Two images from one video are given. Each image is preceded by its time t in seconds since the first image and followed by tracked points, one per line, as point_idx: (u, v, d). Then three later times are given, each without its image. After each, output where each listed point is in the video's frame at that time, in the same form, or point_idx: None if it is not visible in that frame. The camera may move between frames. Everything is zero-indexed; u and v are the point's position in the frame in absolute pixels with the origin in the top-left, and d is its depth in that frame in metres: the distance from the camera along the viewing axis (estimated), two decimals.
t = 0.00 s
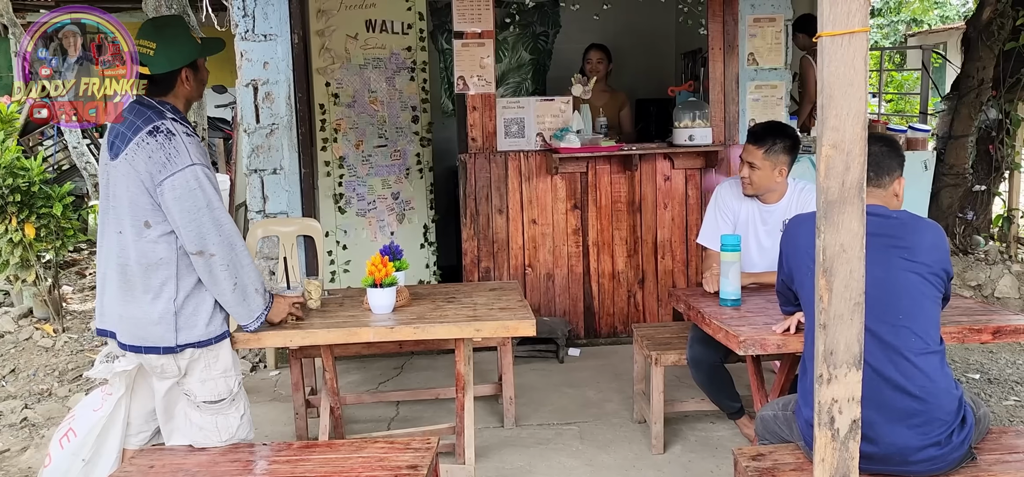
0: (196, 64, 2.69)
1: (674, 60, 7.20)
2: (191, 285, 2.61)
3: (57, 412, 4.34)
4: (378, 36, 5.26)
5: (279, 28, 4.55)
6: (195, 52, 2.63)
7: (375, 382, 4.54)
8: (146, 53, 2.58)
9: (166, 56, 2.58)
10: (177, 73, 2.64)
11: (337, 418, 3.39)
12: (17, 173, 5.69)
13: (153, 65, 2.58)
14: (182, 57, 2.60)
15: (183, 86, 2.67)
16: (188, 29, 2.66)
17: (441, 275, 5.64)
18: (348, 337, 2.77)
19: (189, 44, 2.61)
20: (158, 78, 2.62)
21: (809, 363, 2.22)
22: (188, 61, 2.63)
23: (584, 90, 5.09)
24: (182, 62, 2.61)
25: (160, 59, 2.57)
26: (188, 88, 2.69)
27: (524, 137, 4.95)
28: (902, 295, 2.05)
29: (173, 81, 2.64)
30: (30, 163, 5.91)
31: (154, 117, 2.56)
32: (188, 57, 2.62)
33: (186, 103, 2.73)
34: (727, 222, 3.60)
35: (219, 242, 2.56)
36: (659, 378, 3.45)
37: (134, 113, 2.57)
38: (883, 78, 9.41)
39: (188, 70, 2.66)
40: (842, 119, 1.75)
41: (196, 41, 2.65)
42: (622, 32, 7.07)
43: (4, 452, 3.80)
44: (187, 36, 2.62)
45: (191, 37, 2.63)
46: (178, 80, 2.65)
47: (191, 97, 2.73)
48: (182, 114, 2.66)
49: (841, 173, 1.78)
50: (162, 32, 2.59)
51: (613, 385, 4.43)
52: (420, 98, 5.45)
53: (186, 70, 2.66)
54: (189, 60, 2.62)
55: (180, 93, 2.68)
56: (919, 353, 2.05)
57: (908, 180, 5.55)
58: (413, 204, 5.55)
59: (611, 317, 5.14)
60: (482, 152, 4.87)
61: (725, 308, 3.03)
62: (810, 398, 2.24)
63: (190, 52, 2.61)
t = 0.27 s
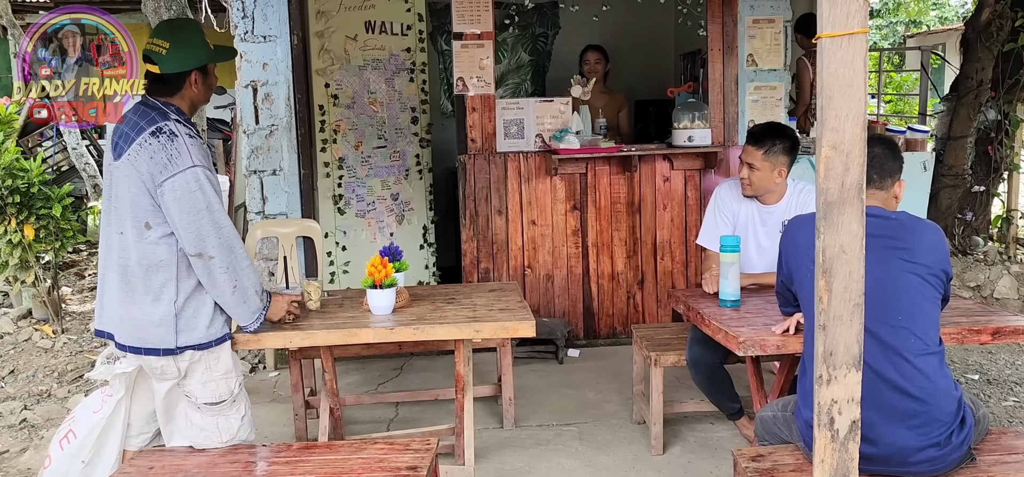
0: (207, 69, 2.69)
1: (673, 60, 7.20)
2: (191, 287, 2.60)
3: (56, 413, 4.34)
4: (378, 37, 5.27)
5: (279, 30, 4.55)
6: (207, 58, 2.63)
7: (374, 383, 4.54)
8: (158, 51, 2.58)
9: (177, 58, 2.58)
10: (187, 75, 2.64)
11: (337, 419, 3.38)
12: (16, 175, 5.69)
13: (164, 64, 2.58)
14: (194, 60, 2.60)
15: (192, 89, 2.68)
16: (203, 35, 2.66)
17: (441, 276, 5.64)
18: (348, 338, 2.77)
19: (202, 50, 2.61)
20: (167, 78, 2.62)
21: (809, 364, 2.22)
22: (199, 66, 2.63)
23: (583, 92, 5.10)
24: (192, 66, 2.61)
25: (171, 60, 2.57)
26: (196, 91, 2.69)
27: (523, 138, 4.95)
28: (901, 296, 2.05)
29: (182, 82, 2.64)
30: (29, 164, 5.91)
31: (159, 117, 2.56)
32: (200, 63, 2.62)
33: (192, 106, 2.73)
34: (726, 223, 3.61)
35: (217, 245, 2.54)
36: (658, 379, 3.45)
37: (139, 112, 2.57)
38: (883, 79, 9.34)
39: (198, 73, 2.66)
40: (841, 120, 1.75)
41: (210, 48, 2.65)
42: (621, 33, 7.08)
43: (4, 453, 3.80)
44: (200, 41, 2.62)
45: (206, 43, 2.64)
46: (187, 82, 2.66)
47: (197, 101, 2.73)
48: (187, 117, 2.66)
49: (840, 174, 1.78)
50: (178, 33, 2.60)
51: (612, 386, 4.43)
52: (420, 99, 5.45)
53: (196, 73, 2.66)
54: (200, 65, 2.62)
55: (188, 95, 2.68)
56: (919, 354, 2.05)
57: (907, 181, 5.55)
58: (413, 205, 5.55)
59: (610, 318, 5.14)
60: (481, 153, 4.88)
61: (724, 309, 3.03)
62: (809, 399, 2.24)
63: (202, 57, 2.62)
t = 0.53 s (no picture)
0: (202, 73, 2.69)
1: (672, 61, 7.21)
2: (183, 282, 2.57)
3: (56, 415, 4.34)
4: (377, 38, 5.27)
5: (278, 31, 4.55)
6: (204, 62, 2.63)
7: (373, 384, 4.54)
8: (155, 49, 2.57)
9: (174, 57, 2.57)
10: (181, 75, 2.63)
11: (336, 420, 3.38)
12: (16, 176, 5.69)
13: (160, 62, 2.57)
14: (191, 60, 2.60)
15: (185, 90, 2.66)
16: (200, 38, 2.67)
17: (440, 277, 5.65)
18: (348, 339, 2.78)
19: (200, 53, 2.61)
20: (162, 76, 2.60)
21: (808, 366, 2.22)
22: (194, 68, 2.62)
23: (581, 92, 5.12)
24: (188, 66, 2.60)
25: (167, 58, 2.56)
26: (189, 93, 2.67)
27: (522, 139, 4.96)
28: (900, 297, 2.06)
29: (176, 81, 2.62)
30: (29, 166, 5.91)
31: (143, 114, 2.53)
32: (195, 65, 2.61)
33: (183, 108, 2.70)
34: (725, 224, 3.61)
35: (196, 235, 2.47)
36: (657, 380, 3.45)
37: (131, 112, 2.55)
38: (883, 80, 9.38)
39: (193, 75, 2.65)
40: (840, 121, 1.76)
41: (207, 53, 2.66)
42: (620, 34, 7.09)
43: (3, 454, 3.80)
44: (197, 43, 2.62)
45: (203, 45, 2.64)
46: (181, 82, 2.64)
47: (189, 104, 2.70)
48: (174, 115, 2.61)
49: (839, 175, 1.78)
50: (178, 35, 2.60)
51: (612, 387, 4.44)
52: (419, 100, 5.45)
53: (191, 75, 2.65)
54: (197, 66, 2.62)
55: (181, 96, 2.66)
56: (918, 355, 2.05)
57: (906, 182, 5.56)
58: (412, 206, 5.55)
59: (610, 319, 5.14)
60: (481, 154, 4.88)
61: (723, 310, 3.03)
62: (809, 400, 2.25)
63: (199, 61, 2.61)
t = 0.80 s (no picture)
0: (191, 81, 2.66)
1: (672, 62, 7.23)
2: (181, 275, 2.58)
3: (56, 416, 4.34)
4: (377, 39, 5.27)
5: (278, 32, 4.55)
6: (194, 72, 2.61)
7: (373, 384, 4.54)
8: (151, 44, 2.56)
9: (163, 55, 2.54)
10: (168, 76, 2.60)
11: (336, 421, 3.39)
12: (15, 177, 5.69)
13: (150, 57, 2.55)
14: (181, 62, 2.57)
15: (167, 92, 2.62)
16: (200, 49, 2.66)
17: (440, 278, 5.65)
18: (347, 340, 2.78)
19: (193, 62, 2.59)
20: (149, 71, 2.58)
21: (807, 367, 2.22)
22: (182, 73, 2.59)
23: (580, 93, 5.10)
24: (176, 67, 2.56)
25: (158, 54, 2.54)
26: (172, 96, 2.63)
27: (522, 140, 4.97)
28: (899, 298, 2.06)
29: (161, 79, 2.59)
30: (29, 167, 5.92)
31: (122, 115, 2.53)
32: (184, 69, 2.58)
33: (164, 110, 2.65)
34: (725, 225, 3.62)
35: (191, 223, 2.47)
36: (657, 380, 3.46)
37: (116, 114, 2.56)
38: (882, 81, 9.33)
39: (179, 78, 2.62)
40: (839, 123, 1.76)
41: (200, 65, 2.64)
42: (619, 35, 7.10)
43: (3, 455, 3.80)
44: (194, 51, 2.61)
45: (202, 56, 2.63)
46: (166, 82, 2.60)
47: (171, 107, 2.66)
48: (154, 114, 2.59)
49: (838, 176, 1.78)
50: (177, 41, 2.58)
51: (611, 387, 4.44)
52: (418, 101, 5.45)
53: (179, 77, 2.62)
54: (186, 71, 2.59)
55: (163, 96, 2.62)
56: (917, 355, 2.05)
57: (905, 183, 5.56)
58: (412, 207, 5.55)
59: (609, 319, 5.14)
60: (480, 155, 4.88)
61: (723, 310, 3.04)
62: (807, 401, 2.25)
63: (190, 68, 2.59)
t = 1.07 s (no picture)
0: (186, 82, 2.68)
1: (671, 63, 7.24)
2: (170, 279, 2.57)
3: (56, 417, 4.34)
4: (377, 40, 5.27)
5: (278, 33, 4.56)
6: (192, 75, 2.63)
7: (373, 385, 4.55)
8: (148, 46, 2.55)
9: (162, 58, 2.55)
10: (165, 77, 2.61)
11: (336, 422, 3.39)
12: (16, 178, 5.69)
13: (146, 57, 2.53)
14: (180, 66, 2.58)
15: (163, 93, 2.63)
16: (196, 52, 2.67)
17: (440, 278, 5.66)
18: (347, 341, 2.78)
19: (191, 65, 2.61)
20: (145, 72, 2.57)
21: (807, 368, 2.22)
22: (180, 75, 2.61)
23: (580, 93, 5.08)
24: (174, 70, 2.58)
25: (157, 57, 2.53)
26: (167, 97, 2.65)
27: (521, 140, 4.98)
28: (899, 298, 2.06)
29: (158, 81, 2.61)
30: (29, 168, 5.92)
31: (118, 115, 2.52)
32: (183, 72, 2.60)
33: (159, 111, 2.66)
34: (724, 225, 3.62)
35: (172, 230, 2.46)
36: (657, 381, 3.46)
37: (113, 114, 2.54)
38: (882, 81, 9.28)
39: (176, 80, 2.64)
40: (838, 123, 1.76)
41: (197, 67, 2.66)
42: (619, 36, 7.10)
43: (3, 456, 3.80)
44: (192, 55, 2.62)
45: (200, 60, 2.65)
46: (161, 84, 2.62)
47: (166, 109, 2.67)
48: (149, 114, 2.59)
49: (837, 177, 1.78)
50: (175, 42, 2.59)
51: (611, 388, 4.44)
52: (418, 102, 5.46)
53: (175, 79, 2.64)
54: (184, 74, 2.61)
55: (158, 98, 2.63)
56: (916, 356, 2.05)
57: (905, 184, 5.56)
58: (412, 208, 5.55)
59: (609, 320, 5.15)
60: (480, 155, 4.88)
61: (722, 311, 3.04)
62: (807, 401, 2.25)
63: (188, 71, 2.61)
